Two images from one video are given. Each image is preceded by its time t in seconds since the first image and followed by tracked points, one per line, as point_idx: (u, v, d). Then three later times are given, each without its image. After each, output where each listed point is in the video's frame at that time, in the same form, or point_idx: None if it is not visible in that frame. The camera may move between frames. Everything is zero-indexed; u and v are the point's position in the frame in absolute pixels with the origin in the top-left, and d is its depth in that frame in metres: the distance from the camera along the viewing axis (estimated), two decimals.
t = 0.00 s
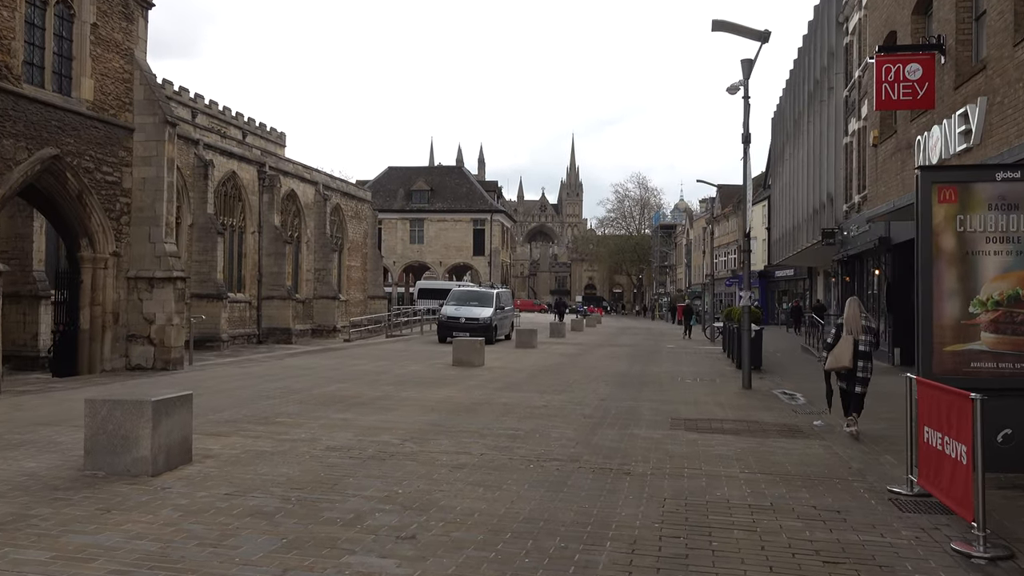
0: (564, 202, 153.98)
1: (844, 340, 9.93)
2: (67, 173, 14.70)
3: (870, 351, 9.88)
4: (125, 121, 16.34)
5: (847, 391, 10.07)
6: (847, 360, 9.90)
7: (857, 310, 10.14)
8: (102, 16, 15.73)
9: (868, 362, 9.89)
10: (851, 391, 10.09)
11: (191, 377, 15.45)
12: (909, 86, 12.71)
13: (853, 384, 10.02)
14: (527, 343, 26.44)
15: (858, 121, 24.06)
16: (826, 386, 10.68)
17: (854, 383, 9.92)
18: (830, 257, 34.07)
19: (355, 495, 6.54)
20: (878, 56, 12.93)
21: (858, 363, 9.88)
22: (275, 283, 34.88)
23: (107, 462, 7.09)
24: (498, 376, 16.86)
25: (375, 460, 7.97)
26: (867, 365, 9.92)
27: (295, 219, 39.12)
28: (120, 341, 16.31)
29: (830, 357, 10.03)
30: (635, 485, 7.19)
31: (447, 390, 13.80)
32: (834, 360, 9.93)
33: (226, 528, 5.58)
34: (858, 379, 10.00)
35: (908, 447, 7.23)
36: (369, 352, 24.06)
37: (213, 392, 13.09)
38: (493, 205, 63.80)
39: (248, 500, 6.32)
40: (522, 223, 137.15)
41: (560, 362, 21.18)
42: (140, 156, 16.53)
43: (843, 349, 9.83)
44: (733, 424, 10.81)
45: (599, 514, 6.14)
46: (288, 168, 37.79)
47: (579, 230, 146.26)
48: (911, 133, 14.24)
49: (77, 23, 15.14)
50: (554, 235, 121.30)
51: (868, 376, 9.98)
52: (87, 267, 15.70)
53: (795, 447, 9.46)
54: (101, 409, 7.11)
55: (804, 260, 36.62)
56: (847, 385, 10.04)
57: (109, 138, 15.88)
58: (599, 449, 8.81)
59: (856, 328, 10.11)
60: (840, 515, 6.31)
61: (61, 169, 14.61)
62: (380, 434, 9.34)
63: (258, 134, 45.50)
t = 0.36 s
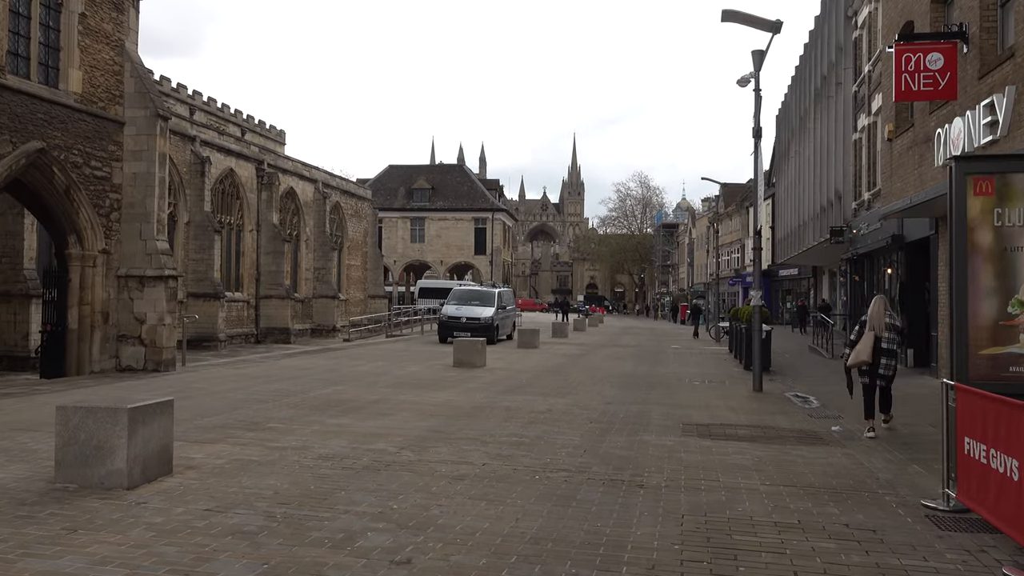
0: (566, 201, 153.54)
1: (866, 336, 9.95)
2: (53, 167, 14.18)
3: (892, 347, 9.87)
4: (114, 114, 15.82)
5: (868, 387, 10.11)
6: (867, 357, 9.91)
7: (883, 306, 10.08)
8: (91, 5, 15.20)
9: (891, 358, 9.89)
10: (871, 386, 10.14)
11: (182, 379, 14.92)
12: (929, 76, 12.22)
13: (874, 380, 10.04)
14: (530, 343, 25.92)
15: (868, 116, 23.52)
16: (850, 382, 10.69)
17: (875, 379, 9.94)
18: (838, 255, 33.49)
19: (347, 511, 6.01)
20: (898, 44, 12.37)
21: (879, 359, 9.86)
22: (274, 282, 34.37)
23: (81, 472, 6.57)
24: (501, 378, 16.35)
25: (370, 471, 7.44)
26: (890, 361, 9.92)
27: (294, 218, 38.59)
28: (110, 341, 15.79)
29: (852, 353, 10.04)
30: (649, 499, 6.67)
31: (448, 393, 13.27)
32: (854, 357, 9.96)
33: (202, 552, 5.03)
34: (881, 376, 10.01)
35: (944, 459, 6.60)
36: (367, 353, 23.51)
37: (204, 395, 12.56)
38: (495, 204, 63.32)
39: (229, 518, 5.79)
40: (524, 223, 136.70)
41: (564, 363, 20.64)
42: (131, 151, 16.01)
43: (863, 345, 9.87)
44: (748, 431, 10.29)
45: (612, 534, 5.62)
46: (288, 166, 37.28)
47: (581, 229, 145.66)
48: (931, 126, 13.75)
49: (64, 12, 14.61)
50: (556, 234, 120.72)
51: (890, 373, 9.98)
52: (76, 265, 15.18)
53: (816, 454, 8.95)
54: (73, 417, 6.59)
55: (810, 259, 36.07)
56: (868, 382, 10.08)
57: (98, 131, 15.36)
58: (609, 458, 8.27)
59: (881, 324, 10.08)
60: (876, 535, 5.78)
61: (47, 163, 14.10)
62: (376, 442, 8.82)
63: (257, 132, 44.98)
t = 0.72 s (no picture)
0: (576, 200, 152.84)
1: (909, 334, 9.94)
2: (50, 163, 13.73)
3: (936, 344, 9.87)
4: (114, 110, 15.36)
5: (910, 387, 10.05)
6: (912, 355, 9.88)
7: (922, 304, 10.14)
8: None
9: (934, 356, 9.85)
10: (914, 386, 10.06)
11: (183, 382, 14.45)
12: (964, 65, 11.57)
13: (918, 380, 9.97)
14: (542, 344, 25.39)
15: (889, 110, 22.89)
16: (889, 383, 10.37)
17: (920, 378, 9.89)
18: (858, 253, 32.72)
19: (348, 534, 5.48)
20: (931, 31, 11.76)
21: (924, 356, 9.82)
22: (282, 282, 33.94)
23: (62, 487, 6.07)
24: (513, 381, 15.83)
25: (375, 485, 6.92)
26: (933, 359, 9.90)
27: (302, 217, 38.15)
28: (110, 343, 15.34)
29: (895, 352, 10.00)
30: (679, 519, 6.11)
31: (458, 398, 12.74)
32: (898, 356, 9.93)
33: None
34: (924, 375, 9.96)
35: (1001, 474, 6.03)
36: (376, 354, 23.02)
37: (205, 400, 12.08)
38: (505, 203, 62.77)
39: (219, 543, 5.27)
40: (534, 222, 136.06)
41: (576, 365, 20.10)
42: (132, 147, 15.55)
43: (907, 343, 9.85)
44: (776, 438, 9.74)
45: (639, 562, 5.07)
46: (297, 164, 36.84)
47: (591, 229, 144.92)
48: (962, 118, 13.16)
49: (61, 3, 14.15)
50: (566, 233, 120.08)
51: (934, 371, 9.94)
52: (74, 265, 14.73)
53: (851, 465, 8.38)
54: (53, 429, 6.09)
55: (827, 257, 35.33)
56: (912, 381, 10.00)
57: (97, 127, 14.90)
58: (631, 470, 7.73)
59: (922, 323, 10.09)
60: (933, 562, 5.22)
61: (44, 159, 13.64)
62: (382, 452, 8.31)
63: (264, 130, 44.54)
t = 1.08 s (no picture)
0: (608, 199, 151.76)
1: (974, 338, 9.35)
2: (77, 160, 13.46)
3: (1002, 348, 9.31)
4: (142, 105, 15.09)
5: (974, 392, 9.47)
6: (978, 359, 9.27)
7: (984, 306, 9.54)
8: None
9: (1001, 360, 9.29)
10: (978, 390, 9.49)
11: (211, 384, 14.10)
12: None
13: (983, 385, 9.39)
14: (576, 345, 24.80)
15: (940, 103, 21.98)
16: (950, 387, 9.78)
17: (986, 383, 9.30)
18: (903, 252, 31.70)
19: (375, 556, 4.99)
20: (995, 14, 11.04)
21: (991, 361, 9.23)
22: (314, 281, 33.72)
23: (71, 500, 5.66)
24: (548, 383, 15.28)
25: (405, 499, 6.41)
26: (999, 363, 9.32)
27: (334, 216, 37.94)
28: (138, 343, 15.07)
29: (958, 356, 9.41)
30: (737, 541, 5.53)
31: (492, 401, 12.24)
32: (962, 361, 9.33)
33: None
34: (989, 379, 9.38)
35: None
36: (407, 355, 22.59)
37: (231, 402, 11.69)
38: (538, 202, 62.22)
39: (234, 565, 4.80)
40: (567, 221, 135.31)
41: (613, 366, 19.48)
42: (160, 143, 15.27)
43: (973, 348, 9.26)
44: (833, 448, 9.08)
45: None
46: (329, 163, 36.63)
47: (624, 228, 143.83)
48: None
49: None
50: (598, 233, 119.21)
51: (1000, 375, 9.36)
52: (102, 263, 14.48)
53: (919, 479, 7.71)
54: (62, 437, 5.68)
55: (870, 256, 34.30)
56: (976, 386, 9.41)
57: (124, 123, 14.63)
58: (680, 484, 7.16)
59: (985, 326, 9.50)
60: None
61: (71, 155, 13.37)
62: (413, 461, 7.81)
63: (297, 128, 44.43)
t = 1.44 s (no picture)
0: (632, 198, 150.70)
1: None
2: (90, 156, 13.11)
3: None
4: (157, 100, 14.72)
5: None
6: None
7: None
8: None
9: None
10: None
11: (228, 385, 13.71)
12: None
13: None
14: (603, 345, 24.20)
15: (982, 92, 21.15)
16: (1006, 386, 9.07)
17: None
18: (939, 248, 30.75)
19: None
20: None
21: None
22: (336, 280, 33.39)
23: (62, 515, 5.21)
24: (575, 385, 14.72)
25: (424, 514, 5.89)
26: None
27: (357, 214, 37.62)
28: (154, 344, 14.72)
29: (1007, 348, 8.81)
30: (792, 566, 4.95)
31: (517, 404, 11.70)
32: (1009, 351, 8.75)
33: None
34: None
35: None
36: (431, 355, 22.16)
37: (246, 405, 11.27)
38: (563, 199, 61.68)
39: None
40: (591, 220, 134.53)
41: (642, 367, 18.87)
42: (176, 139, 14.91)
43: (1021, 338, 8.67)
44: (884, 456, 8.44)
45: None
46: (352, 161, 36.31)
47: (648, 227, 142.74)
48: None
49: None
50: (623, 231, 118.33)
51: None
52: (117, 262, 14.13)
53: (984, 492, 7.06)
54: (52, 448, 5.23)
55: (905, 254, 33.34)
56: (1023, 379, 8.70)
57: (139, 118, 14.28)
58: (723, 497, 6.57)
59: None
60: None
61: (84, 151, 13.01)
62: (433, 471, 7.29)
63: (319, 127, 44.17)
